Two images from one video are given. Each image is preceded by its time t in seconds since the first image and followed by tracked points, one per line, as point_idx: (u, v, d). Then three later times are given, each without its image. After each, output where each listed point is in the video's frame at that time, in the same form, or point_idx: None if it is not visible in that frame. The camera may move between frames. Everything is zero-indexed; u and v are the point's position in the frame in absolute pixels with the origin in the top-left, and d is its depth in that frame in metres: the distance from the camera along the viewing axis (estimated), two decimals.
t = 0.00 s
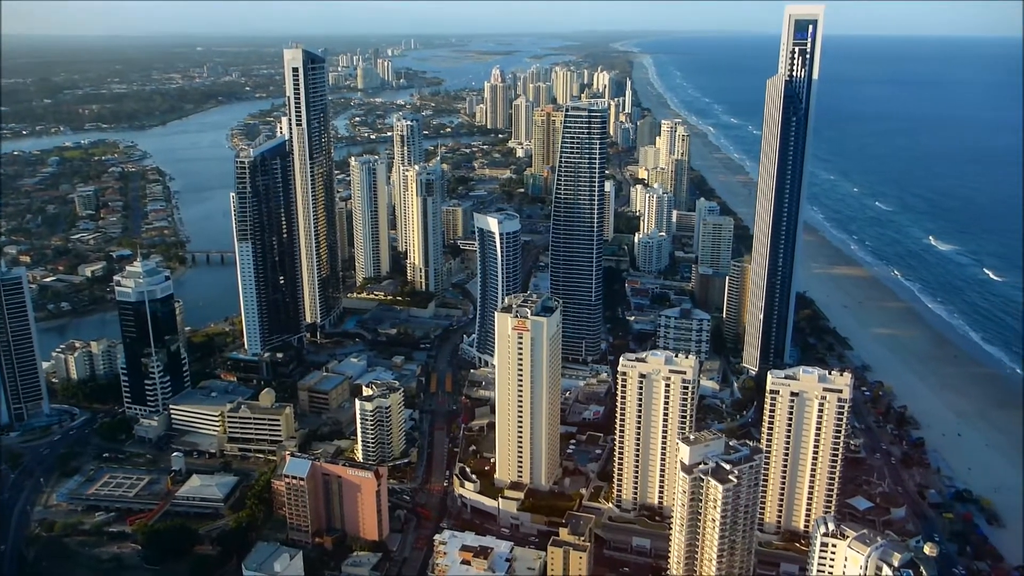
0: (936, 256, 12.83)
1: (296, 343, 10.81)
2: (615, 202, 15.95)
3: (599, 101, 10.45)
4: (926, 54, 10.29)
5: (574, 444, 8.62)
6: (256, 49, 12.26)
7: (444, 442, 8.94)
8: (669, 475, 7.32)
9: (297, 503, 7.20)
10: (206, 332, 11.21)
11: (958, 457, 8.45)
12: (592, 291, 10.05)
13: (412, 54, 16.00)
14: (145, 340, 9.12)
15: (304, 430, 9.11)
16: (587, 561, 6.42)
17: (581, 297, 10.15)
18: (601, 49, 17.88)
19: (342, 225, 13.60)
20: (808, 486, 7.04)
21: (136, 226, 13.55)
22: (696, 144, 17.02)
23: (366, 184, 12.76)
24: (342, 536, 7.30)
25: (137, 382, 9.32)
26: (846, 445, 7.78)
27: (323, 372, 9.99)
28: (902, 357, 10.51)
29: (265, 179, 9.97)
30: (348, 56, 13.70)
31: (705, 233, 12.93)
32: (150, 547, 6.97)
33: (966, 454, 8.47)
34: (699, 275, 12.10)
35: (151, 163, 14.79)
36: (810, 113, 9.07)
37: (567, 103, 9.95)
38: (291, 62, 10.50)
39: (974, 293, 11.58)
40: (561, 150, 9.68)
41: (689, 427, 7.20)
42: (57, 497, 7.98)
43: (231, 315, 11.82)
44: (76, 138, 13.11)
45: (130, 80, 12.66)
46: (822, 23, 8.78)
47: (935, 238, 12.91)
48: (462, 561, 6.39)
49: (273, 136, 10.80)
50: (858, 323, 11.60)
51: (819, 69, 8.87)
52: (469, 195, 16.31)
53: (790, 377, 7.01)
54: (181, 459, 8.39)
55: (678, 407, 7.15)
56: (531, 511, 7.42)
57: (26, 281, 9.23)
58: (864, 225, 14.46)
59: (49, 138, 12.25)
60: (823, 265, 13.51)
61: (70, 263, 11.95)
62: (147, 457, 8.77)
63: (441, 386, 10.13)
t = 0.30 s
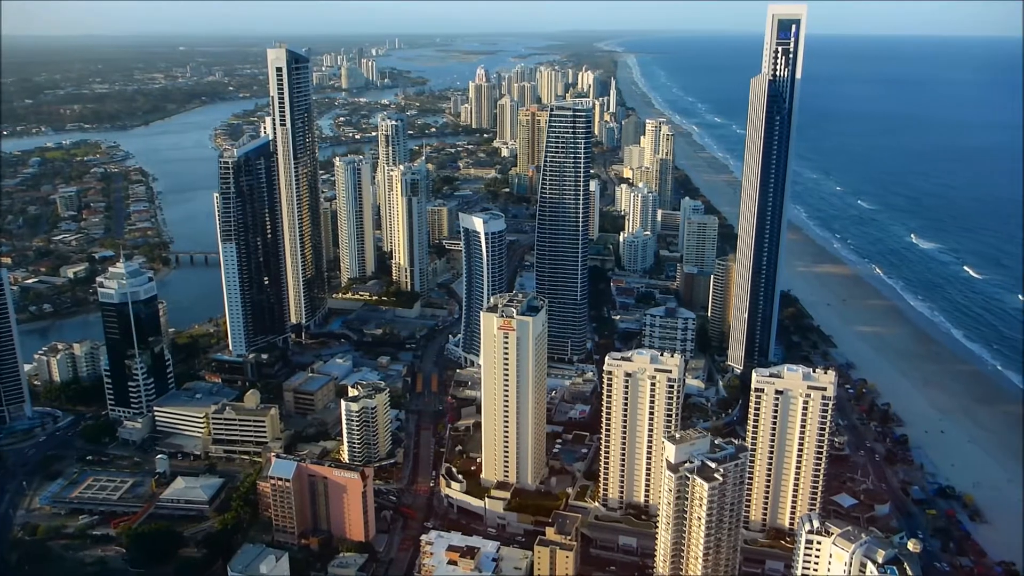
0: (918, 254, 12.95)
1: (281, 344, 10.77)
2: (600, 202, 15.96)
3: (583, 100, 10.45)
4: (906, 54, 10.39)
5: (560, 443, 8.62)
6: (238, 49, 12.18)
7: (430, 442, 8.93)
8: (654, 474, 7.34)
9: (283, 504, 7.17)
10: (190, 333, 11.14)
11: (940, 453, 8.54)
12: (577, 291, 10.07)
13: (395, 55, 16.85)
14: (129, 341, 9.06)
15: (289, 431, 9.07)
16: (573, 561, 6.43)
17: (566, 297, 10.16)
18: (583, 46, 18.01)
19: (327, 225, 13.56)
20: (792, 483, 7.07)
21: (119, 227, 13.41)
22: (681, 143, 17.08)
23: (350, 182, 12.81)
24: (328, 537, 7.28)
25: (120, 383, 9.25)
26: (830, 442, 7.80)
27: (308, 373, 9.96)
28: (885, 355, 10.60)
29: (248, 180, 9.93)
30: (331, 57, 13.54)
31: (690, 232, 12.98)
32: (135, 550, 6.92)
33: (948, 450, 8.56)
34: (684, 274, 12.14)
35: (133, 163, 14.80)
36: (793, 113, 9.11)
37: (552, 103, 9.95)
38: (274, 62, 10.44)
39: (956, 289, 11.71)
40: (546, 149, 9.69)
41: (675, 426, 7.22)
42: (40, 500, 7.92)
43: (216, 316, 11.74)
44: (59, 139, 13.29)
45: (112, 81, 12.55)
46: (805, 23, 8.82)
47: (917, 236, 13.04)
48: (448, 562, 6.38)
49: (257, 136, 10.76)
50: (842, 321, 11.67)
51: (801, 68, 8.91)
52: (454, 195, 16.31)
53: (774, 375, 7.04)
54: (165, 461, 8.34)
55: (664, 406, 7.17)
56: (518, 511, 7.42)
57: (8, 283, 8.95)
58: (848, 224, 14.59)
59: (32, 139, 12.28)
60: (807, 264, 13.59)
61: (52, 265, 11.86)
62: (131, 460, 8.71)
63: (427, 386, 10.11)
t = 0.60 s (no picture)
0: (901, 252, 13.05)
1: (266, 345, 10.72)
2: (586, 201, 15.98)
3: (569, 99, 10.45)
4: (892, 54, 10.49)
5: (547, 442, 8.63)
6: (221, 48, 12.10)
7: (417, 442, 8.92)
8: (641, 471, 7.35)
9: (269, 506, 7.14)
10: (175, 335, 11.08)
11: (924, 450, 8.63)
12: (563, 290, 10.08)
13: (380, 53, 15.93)
14: (113, 343, 8.99)
15: (275, 432, 9.04)
16: (561, 560, 6.44)
17: (553, 296, 10.17)
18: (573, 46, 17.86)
19: (312, 225, 13.52)
20: (778, 481, 7.11)
21: (102, 228, 13.54)
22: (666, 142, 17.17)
23: (337, 183, 12.71)
24: (315, 539, 7.25)
25: (104, 386, 9.19)
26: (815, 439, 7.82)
27: (294, 373, 9.92)
28: (870, 352, 10.67)
29: (233, 180, 9.89)
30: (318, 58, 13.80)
31: (676, 231, 13.02)
32: (121, 553, 6.88)
33: (932, 447, 8.65)
34: (670, 272, 12.19)
35: (117, 163, 14.51)
36: (777, 112, 9.15)
37: (537, 102, 9.95)
38: (258, 62, 10.41)
39: (939, 287, 11.81)
40: (532, 149, 9.69)
41: (662, 424, 7.24)
42: (24, 504, 7.85)
43: (201, 318, 11.68)
44: (41, 139, 12.49)
45: (95, 81, 12.43)
46: (789, 22, 8.86)
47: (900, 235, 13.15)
48: (436, 562, 6.38)
49: (242, 137, 10.72)
50: (827, 318, 11.74)
51: (786, 68, 8.96)
52: (440, 195, 16.31)
53: (760, 373, 7.07)
54: (150, 463, 8.28)
55: (650, 405, 7.18)
56: (505, 511, 7.42)
57: None
58: (832, 222, 14.69)
59: (15, 141, 11.79)
60: (792, 262, 13.66)
61: (34, 266, 11.74)
62: (116, 462, 8.65)
63: (414, 386, 10.10)
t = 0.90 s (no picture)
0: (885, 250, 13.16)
1: (252, 347, 10.67)
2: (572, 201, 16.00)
3: (554, 99, 10.45)
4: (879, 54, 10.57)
5: (534, 441, 8.63)
6: (204, 48, 12.02)
7: (403, 442, 8.91)
8: (628, 469, 7.37)
9: (255, 508, 7.11)
10: (160, 336, 11.02)
11: (907, 446, 8.71)
12: (550, 290, 10.10)
13: (366, 53, 14.20)
14: (96, 345, 8.94)
15: (261, 433, 9.00)
16: (548, 559, 6.45)
17: (539, 296, 10.18)
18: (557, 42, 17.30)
19: (297, 226, 13.47)
20: (764, 478, 7.15)
21: (85, 229, 13.68)
22: (651, 141, 17.27)
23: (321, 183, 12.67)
24: (302, 540, 7.23)
25: (88, 388, 9.12)
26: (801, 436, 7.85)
27: (280, 375, 9.89)
28: (854, 350, 10.74)
29: (218, 180, 9.85)
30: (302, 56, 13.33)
31: (661, 230, 13.07)
32: (105, 556, 6.83)
33: (915, 443, 8.74)
34: (655, 271, 12.22)
35: (99, 164, 14.28)
36: (762, 111, 9.19)
37: (523, 102, 9.94)
38: (243, 62, 10.37)
39: (921, 284, 11.90)
40: (517, 148, 9.69)
41: (648, 423, 7.26)
42: (7, 507, 7.79)
43: (186, 319, 11.63)
44: (24, 139, 11.60)
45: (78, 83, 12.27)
46: (773, 22, 8.91)
47: (883, 233, 13.36)
48: (424, 562, 6.37)
49: (226, 137, 10.67)
50: (811, 316, 11.82)
51: (769, 67, 8.99)
52: (425, 195, 16.34)
53: (745, 371, 7.10)
54: (135, 465, 8.24)
55: (637, 404, 7.20)
56: (492, 510, 7.42)
57: None
58: (816, 220, 14.76)
59: None
60: (776, 261, 13.73)
61: (15, 268, 11.63)
62: (100, 465, 8.60)
63: (401, 386, 10.08)
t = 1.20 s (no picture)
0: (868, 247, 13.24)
1: (238, 347, 10.62)
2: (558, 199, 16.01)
3: (539, 97, 10.46)
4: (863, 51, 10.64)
5: (521, 440, 8.64)
6: (187, 47, 11.95)
7: (391, 442, 8.89)
8: (615, 467, 7.38)
9: (242, 509, 7.08)
10: (144, 338, 10.96)
11: (892, 440, 8.75)
12: (536, 288, 10.11)
13: (351, 52, 14.83)
14: (80, 347, 8.87)
15: (248, 434, 8.96)
16: (537, 557, 6.46)
17: (525, 294, 10.18)
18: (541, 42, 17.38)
19: (283, 226, 13.43)
20: (750, 474, 7.17)
21: (68, 231, 13.31)
22: (636, 138, 17.37)
23: (306, 183, 12.60)
24: (290, 541, 7.20)
25: (72, 390, 9.06)
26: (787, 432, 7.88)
27: (266, 375, 9.85)
28: (839, 346, 10.79)
29: (202, 181, 9.81)
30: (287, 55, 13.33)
31: (646, 228, 13.10)
32: (91, 559, 6.78)
33: (900, 438, 8.79)
34: (641, 269, 12.25)
35: (83, 164, 13.99)
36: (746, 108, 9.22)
37: (508, 100, 9.93)
38: (226, 61, 10.35)
39: (904, 280, 11.98)
40: (503, 146, 9.69)
41: (635, 421, 7.28)
42: None
43: (171, 320, 11.57)
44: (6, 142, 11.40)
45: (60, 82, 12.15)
46: (756, 20, 8.93)
47: (866, 229, 13.43)
48: (412, 562, 6.36)
49: (209, 137, 10.63)
50: (796, 312, 11.87)
51: (753, 64, 9.02)
52: (411, 195, 16.31)
53: (732, 368, 7.13)
54: (120, 468, 8.19)
55: (624, 402, 7.22)
56: (481, 509, 7.42)
57: None
58: (801, 218, 14.82)
59: None
60: (762, 258, 13.77)
61: None
62: (85, 468, 8.53)
63: (387, 386, 10.06)
